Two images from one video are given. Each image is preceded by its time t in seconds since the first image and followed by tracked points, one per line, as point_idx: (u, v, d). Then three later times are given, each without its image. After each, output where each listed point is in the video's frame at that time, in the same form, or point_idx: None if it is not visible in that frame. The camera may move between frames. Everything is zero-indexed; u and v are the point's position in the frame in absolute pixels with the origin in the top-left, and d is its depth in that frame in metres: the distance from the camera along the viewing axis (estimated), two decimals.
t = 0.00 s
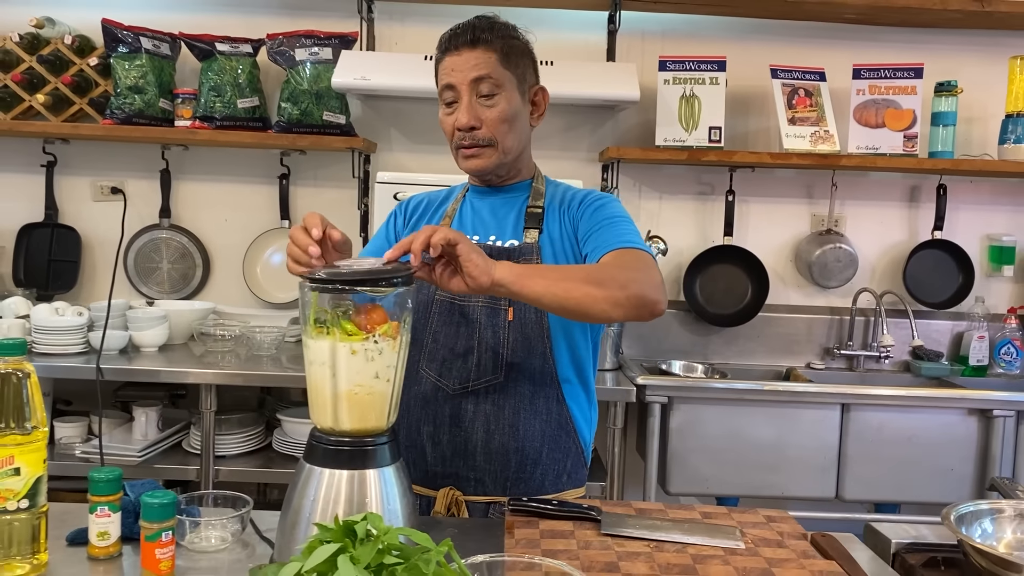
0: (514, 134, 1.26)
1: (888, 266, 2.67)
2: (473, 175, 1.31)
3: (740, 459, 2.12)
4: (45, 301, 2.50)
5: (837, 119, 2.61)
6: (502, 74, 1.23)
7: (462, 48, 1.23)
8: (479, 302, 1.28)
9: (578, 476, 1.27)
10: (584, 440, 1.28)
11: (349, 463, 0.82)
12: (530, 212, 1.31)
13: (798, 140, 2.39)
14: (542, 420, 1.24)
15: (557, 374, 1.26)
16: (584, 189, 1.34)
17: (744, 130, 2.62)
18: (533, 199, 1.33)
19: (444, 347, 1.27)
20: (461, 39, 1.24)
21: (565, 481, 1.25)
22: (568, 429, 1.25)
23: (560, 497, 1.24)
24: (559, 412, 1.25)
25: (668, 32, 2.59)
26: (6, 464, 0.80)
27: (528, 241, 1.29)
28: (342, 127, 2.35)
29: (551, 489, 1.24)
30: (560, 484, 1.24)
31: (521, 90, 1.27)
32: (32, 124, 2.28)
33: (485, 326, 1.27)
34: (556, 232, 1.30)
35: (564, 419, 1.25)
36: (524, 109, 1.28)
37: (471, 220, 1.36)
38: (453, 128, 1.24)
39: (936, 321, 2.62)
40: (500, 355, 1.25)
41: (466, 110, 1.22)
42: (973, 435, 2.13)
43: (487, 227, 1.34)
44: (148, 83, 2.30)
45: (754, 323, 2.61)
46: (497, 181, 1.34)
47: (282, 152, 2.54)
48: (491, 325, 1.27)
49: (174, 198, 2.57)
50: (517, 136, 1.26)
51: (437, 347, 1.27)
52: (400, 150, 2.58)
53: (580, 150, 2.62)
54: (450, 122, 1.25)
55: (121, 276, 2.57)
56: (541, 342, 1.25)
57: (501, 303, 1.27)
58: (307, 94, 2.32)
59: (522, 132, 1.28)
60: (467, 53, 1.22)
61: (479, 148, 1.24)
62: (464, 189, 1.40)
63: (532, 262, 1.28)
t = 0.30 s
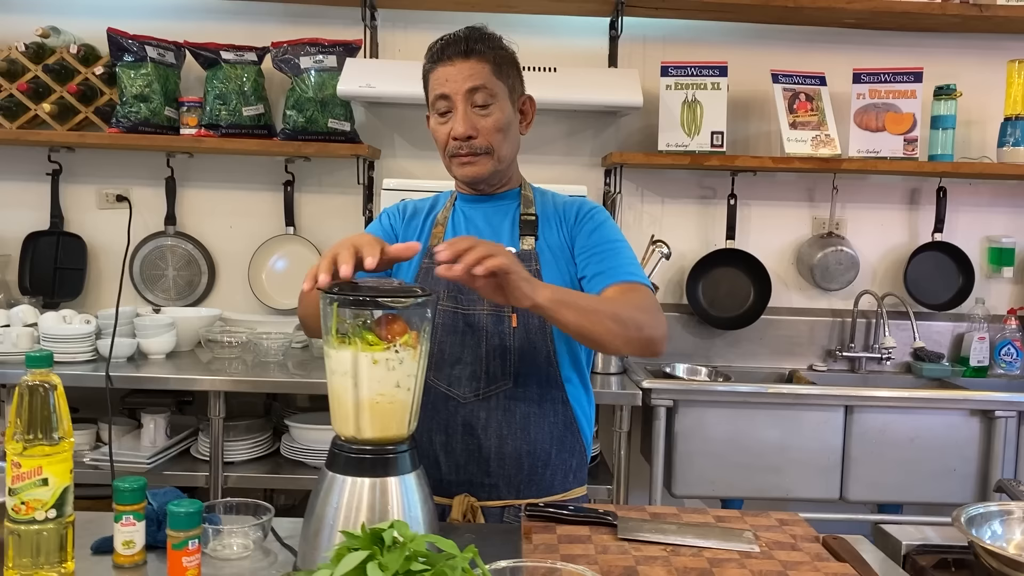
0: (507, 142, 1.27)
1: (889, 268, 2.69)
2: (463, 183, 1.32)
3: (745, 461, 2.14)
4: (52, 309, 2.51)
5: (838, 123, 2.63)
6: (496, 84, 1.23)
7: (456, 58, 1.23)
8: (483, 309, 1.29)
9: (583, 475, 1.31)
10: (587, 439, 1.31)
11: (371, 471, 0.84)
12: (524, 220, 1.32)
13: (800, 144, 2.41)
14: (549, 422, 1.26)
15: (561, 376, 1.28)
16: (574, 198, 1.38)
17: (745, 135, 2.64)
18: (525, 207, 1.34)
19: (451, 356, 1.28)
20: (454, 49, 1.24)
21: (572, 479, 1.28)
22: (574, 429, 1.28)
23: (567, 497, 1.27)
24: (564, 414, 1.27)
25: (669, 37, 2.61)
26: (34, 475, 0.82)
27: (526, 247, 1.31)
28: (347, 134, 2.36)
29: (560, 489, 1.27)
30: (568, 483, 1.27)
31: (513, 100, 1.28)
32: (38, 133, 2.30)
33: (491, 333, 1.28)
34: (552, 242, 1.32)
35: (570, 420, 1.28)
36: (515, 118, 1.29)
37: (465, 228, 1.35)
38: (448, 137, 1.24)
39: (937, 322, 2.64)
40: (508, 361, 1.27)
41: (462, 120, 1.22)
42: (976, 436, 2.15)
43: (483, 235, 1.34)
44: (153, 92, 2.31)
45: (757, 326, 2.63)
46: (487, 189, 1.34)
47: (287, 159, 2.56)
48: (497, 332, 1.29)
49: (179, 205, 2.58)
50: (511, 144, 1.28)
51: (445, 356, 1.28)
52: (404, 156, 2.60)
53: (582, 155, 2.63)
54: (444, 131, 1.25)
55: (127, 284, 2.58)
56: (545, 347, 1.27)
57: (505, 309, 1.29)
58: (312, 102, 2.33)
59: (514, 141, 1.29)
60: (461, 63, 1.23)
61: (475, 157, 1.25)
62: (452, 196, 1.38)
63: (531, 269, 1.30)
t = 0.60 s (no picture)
0: (533, 159, 1.29)
1: (888, 268, 2.71)
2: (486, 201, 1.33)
3: (749, 462, 2.15)
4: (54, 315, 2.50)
5: (837, 125, 2.65)
6: (521, 105, 1.22)
7: (477, 83, 1.19)
8: (510, 317, 1.31)
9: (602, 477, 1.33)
10: (606, 443, 1.34)
11: (398, 478, 0.84)
12: (543, 227, 1.33)
13: (801, 146, 2.43)
14: (574, 429, 1.28)
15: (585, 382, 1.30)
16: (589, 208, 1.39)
17: (745, 136, 2.65)
18: (543, 214, 1.35)
19: (478, 364, 1.29)
20: (474, 73, 1.19)
21: (594, 483, 1.31)
22: (596, 434, 1.30)
23: (589, 501, 1.30)
24: (587, 418, 1.30)
25: (669, 40, 2.62)
26: (62, 486, 0.82)
27: (548, 255, 1.32)
28: (349, 138, 2.36)
29: (583, 493, 1.29)
30: (591, 487, 1.30)
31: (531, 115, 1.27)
32: (40, 139, 2.29)
33: (517, 341, 1.29)
34: (571, 252, 1.33)
35: (592, 424, 1.30)
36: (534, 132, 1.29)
37: (483, 235, 1.35)
38: (478, 164, 1.23)
39: (935, 321, 2.67)
40: (535, 368, 1.28)
41: (495, 147, 1.21)
42: (977, 435, 2.17)
43: (502, 243, 1.34)
44: (155, 97, 2.30)
45: (758, 327, 2.65)
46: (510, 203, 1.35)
47: (289, 163, 2.55)
48: (523, 340, 1.30)
49: (181, 210, 2.57)
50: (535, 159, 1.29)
51: (472, 365, 1.29)
52: (405, 160, 2.60)
53: (584, 157, 2.64)
54: (472, 157, 1.24)
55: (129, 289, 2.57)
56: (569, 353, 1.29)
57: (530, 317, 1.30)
58: (315, 106, 2.33)
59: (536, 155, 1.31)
60: (485, 89, 1.19)
61: (509, 180, 1.26)
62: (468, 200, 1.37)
63: (554, 277, 1.31)
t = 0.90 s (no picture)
0: (521, 171, 1.28)
1: (872, 262, 2.74)
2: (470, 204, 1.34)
3: (738, 455, 2.17)
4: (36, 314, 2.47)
5: (822, 121, 2.68)
6: (514, 118, 1.21)
7: (473, 89, 1.19)
8: (505, 315, 1.30)
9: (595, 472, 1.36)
10: (599, 436, 1.36)
11: (400, 475, 0.84)
12: (537, 225, 1.33)
13: (787, 141, 2.45)
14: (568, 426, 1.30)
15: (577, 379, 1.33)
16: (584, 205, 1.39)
17: (732, 132, 2.67)
18: (537, 212, 1.35)
19: (473, 361, 1.30)
20: (471, 79, 1.18)
21: (587, 477, 1.34)
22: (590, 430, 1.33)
23: (584, 495, 1.32)
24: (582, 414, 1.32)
25: (656, 37, 2.63)
26: (60, 486, 0.81)
27: (542, 253, 1.32)
28: (336, 133, 2.34)
29: (578, 488, 1.31)
30: (584, 481, 1.32)
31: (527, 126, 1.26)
32: (21, 135, 2.25)
33: (513, 339, 1.30)
34: (563, 250, 1.34)
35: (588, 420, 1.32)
36: (528, 143, 1.28)
37: (478, 233, 1.36)
38: (463, 168, 1.24)
39: (919, 315, 2.71)
40: (530, 366, 1.30)
41: (480, 155, 1.21)
42: (961, 427, 2.21)
43: (496, 240, 1.36)
44: (140, 92, 2.27)
45: (745, 322, 2.67)
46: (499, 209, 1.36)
47: (274, 159, 2.53)
48: (519, 337, 1.31)
49: (166, 207, 2.54)
50: (524, 171, 1.29)
51: (467, 361, 1.30)
52: (392, 155, 2.59)
53: (572, 153, 2.65)
54: (458, 161, 1.24)
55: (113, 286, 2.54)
56: (564, 351, 1.31)
57: (526, 314, 1.31)
58: (301, 101, 2.31)
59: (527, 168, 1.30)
60: (478, 96, 1.18)
61: (490, 190, 1.26)
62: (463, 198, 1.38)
63: (548, 274, 1.31)
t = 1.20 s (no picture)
0: (509, 163, 1.28)
1: (870, 257, 2.75)
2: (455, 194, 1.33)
3: (737, 449, 2.18)
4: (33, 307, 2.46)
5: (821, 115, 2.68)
6: (506, 109, 1.21)
7: (467, 78, 1.18)
8: (474, 311, 1.34)
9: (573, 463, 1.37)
10: (575, 430, 1.37)
11: (408, 468, 0.84)
12: (511, 220, 1.33)
13: (786, 135, 2.45)
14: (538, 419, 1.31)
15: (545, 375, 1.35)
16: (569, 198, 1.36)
17: (730, 126, 2.67)
18: (513, 207, 1.34)
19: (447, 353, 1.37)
20: (466, 67, 1.18)
21: (561, 470, 1.36)
22: (562, 423, 1.34)
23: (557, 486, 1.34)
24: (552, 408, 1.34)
25: (655, 29, 2.63)
26: (69, 478, 0.81)
27: (510, 249, 1.32)
28: (336, 126, 2.33)
29: (551, 479, 1.33)
30: (558, 473, 1.34)
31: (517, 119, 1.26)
32: (18, 127, 2.23)
33: (482, 333, 1.34)
34: (532, 242, 1.33)
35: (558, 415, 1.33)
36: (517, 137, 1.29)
37: (457, 227, 1.36)
38: (451, 156, 1.24)
39: (916, 309, 2.73)
40: (500, 361, 1.34)
41: (469, 144, 1.21)
42: (958, 421, 2.23)
43: (470, 234, 1.36)
44: (138, 84, 2.26)
45: (742, 315, 2.68)
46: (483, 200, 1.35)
47: (272, 152, 2.52)
48: (487, 332, 1.34)
49: (163, 199, 2.53)
50: (512, 164, 1.29)
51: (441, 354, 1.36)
52: (391, 148, 2.58)
53: (571, 147, 2.65)
54: (447, 148, 1.24)
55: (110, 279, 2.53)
56: (530, 346, 1.33)
57: (493, 310, 1.33)
58: (300, 94, 2.30)
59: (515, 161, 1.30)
60: (472, 85, 1.18)
61: (477, 180, 1.26)
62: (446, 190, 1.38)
63: (514, 271, 1.31)
